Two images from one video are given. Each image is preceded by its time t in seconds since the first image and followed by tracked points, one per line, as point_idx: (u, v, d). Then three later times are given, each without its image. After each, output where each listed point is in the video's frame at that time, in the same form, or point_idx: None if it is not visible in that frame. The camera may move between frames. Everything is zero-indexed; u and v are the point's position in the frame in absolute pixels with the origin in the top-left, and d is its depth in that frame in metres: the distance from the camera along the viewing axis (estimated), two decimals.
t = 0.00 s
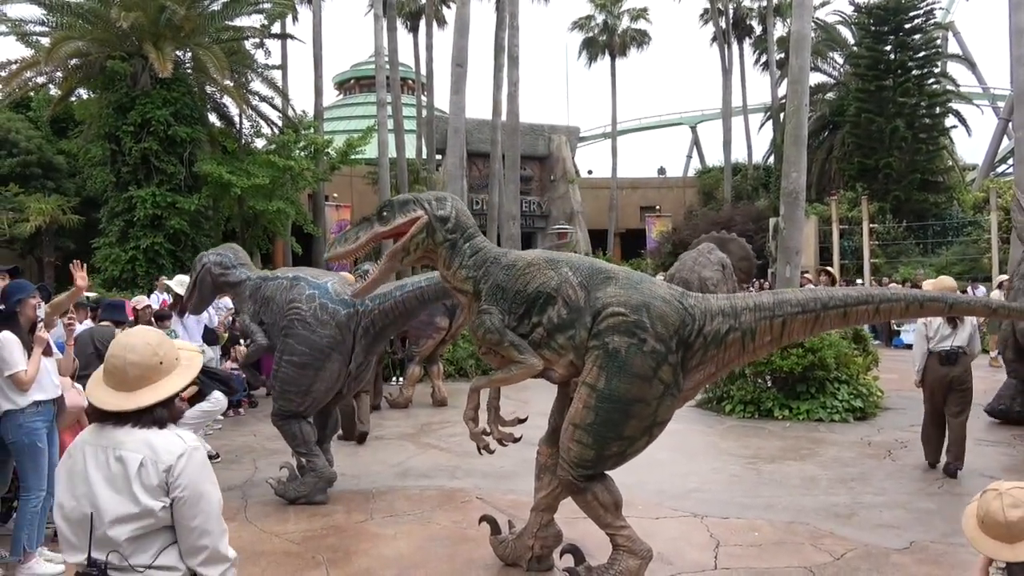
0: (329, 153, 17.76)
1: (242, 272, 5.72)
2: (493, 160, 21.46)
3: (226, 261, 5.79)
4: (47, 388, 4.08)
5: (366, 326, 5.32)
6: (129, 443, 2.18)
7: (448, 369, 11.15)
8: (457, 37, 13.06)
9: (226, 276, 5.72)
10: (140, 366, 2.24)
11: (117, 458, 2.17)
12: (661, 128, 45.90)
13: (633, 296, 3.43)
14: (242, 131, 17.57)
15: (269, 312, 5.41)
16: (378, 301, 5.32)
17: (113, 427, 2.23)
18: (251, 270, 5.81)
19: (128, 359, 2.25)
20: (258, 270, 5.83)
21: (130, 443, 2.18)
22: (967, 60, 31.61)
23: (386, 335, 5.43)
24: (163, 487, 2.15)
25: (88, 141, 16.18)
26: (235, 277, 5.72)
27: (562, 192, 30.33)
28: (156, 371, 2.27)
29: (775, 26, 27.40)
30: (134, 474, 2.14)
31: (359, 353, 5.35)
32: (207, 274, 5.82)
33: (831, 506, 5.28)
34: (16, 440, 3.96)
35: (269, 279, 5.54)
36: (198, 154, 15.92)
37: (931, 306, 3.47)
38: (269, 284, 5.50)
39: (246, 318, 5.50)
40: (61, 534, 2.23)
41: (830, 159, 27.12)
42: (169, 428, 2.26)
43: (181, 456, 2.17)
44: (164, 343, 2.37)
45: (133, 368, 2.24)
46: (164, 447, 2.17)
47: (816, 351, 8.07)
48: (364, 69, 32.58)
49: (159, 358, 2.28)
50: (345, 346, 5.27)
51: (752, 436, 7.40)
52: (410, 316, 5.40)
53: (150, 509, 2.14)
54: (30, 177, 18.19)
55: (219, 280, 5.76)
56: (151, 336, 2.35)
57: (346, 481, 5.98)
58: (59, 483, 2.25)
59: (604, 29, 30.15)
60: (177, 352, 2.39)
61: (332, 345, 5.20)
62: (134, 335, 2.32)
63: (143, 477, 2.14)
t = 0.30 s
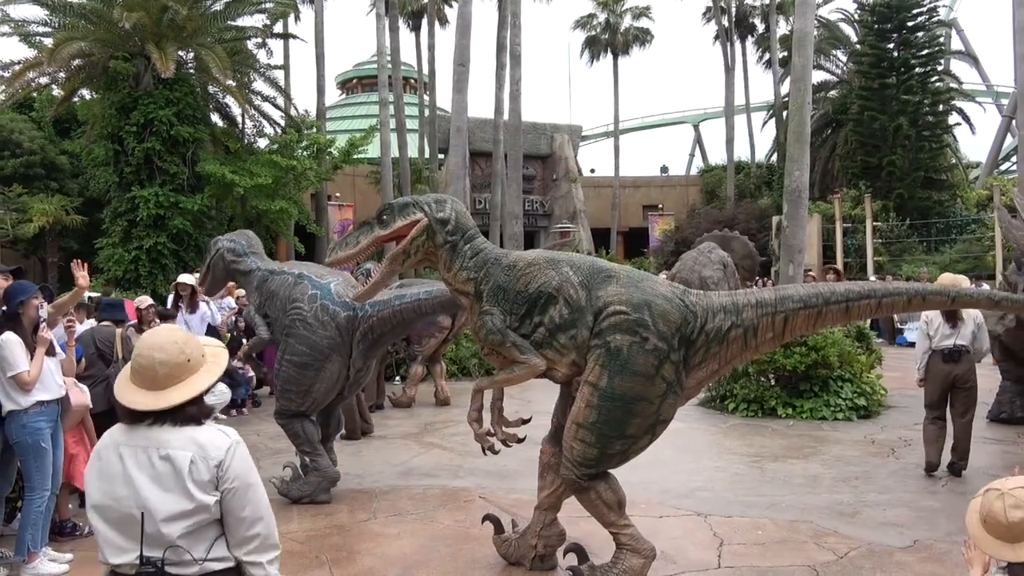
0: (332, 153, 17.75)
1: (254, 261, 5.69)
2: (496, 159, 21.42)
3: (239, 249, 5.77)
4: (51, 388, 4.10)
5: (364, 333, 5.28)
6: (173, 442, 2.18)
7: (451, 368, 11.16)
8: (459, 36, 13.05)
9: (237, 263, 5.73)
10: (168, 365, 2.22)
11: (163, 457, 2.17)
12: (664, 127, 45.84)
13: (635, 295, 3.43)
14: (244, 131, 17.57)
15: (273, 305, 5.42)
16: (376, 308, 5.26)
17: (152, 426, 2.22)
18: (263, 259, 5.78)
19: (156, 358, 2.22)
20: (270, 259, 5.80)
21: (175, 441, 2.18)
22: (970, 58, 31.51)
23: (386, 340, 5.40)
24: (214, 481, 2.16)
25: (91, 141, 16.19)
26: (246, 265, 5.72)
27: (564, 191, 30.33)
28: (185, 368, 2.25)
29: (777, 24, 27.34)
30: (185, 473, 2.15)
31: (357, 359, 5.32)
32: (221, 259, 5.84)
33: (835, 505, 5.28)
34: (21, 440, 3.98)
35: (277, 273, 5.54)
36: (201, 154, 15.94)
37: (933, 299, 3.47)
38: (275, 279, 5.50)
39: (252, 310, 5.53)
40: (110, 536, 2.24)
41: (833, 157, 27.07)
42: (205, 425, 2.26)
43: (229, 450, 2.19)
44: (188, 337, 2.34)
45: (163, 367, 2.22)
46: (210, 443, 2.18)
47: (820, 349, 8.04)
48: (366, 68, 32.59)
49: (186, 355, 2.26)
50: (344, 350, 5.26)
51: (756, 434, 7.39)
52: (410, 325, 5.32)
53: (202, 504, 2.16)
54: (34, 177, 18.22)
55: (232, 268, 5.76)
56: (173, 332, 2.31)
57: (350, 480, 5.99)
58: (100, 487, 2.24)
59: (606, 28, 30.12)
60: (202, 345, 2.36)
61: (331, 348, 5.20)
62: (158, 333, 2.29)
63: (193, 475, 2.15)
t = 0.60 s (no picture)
0: (334, 153, 17.75)
1: (264, 254, 5.70)
2: (498, 158, 21.43)
3: (252, 239, 5.79)
4: (55, 388, 4.10)
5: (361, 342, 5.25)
6: (210, 443, 2.19)
7: (454, 368, 11.17)
8: (461, 36, 13.05)
9: (249, 254, 5.75)
10: (202, 367, 2.24)
11: (200, 459, 2.18)
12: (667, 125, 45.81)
13: (637, 294, 3.42)
14: (247, 131, 17.60)
15: (276, 303, 5.45)
16: (373, 317, 5.24)
17: (186, 428, 2.23)
18: (274, 252, 5.78)
19: (191, 359, 2.24)
20: (281, 253, 5.79)
21: (211, 443, 2.19)
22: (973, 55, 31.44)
23: (384, 350, 5.35)
24: (250, 482, 2.19)
25: (93, 142, 16.21)
26: (258, 258, 5.74)
27: (566, 189, 30.33)
28: (217, 369, 2.27)
29: (779, 22, 27.29)
30: (224, 475, 2.16)
31: (354, 368, 5.30)
32: (234, 249, 5.87)
33: (839, 503, 5.28)
34: (26, 440, 3.98)
35: (283, 271, 5.54)
36: (203, 155, 15.96)
37: (936, 295, 3.48)
38: (280, 277, 5.51)
39: (258, 306, 5.56)
40: (141, 538, 2.22)
41: (836, 155, 27.04)
42: (237, 425, 2.28)
43: (264, 452, 2.22)
44: (216, 338, 2.36)
45: (196, 368, 2.23)
46: (246, 444, 2.20)
47: (823, 347, 8.03)
48: (368, 68, 32.62)
49: (218, 355, 2.28)
50: (341, 357, 5.25)
51: (759, 433, 7.38)
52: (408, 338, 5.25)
53: (238, 505, 2.18)
54: (37, 179, 18.27)
55: (244, 258, 5.78)
56: (204, 334, 2.33)
57: (353, 480, 6.00)
58: (132, 490, 2.22)
59: (607, 27, 30.13)
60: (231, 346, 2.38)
61: (328, 354, 5.20)
62: (187, 336, 2.30)
63: (230, 477, 2.17)
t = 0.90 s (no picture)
0: (335, 153, 17.74)
1: (274, 249, 5.75)
2: (500, 158, 21.40)
3: (265, 232, 5.85)
4: (58, 390, 4.11)
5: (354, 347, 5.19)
6: (225, 445, 2.19)
7: (456, 368, 11.17)
8: (463, 36, 13.05)
9: (261, 248, 5.82)
10: (218, 368, 2.24)
11: (215, 461, 2.17)
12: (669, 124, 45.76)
13: (639, 294, 3.42)
14: (248, 132, 17.63)
15: (278, 301, 5.50)
16: (367, 322, 5.12)
17: (201, 429, 2.22)
18: (284, 247, 5.83)
19: (207, 361, 2.24)
20: (292, 249, 5.85)
21: (226, 446, 2.19)
22: (976, 53, 31.37)
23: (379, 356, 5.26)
24: (263, 486, 2.19)
25: (95, 143, 16.22)
26: (269, 252, 5.79)
27: (568, 189, 30.32)
28: (233, 371, 2.27)
29: (781, 20, 27.23)
30: (239, 477, 2.17)
31: (350, 372, 5.26)
32: (249, 242, 5.94)
33: (843, 501, 5.27)
34: (29, 442, 3.99)
35: (288, 270, 5.57)
36: (205, 156, 15.98)
37: (936, 287, 3.47)
38: (284, 275, 5.55)
39: (264, 302, 5.62)
40: (153, 539, 2.22)
41: (838, 153, 26.98)
42: (250, 428, 2.27)
43: (278, 456, 2.22)
44: (232, 340, 2.36)
45: (212, 370, 2.23)
46: (261, 447, 2.21)
47: (825, 346, 8.02)
48: (369, 69, 32.65)
49: (234, 357, 2.28)
50: (334, 360, 5.22)
51: (762, 432, 7.37)
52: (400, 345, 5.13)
53: (253, 508, 2.18)
54: (39, 181, 18.30)
55: (257, 251, 5.85)
56: (221, 335, 2.33)
57: (356, 480, 6.00)
58: (144, 492, 2.22)
59: (609, 26, 30.09)
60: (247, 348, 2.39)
61: (323, 356, 5.18)
62: (205, 337, 2.30)
63: (246, 479, 2.17)
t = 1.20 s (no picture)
0: (337, 154, 17.75)
1: (283, 246, 5.79)
2: (502, 158, 21.40)
3: (276, 230, 5.89)
4: (60, 391, 4.11)
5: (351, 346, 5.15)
6: (222, 447, 2.19)
7: (458, 368, 11.17)
8: (464, 37, 13.06)
9: (271, 245, 5.86)
10: (215, 370, 2.24)
11: (213, 463, 2.18)
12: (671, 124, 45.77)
13: (640, 291, 3.42)
14: (250, 133, 17.68)
15: (282, 298, 5.53)
16: (364, 322, 5.07)
17: (200, 431, 2.23)
18: (293, 244, 5.87)
19: (204, 361, 2.25)
20: (301, 245, 5.89)
21: (224, 447, 2.19)
22: (978, 53, 31.35)
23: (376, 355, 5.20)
24: (261, 489, 2.19)
25: (98, 144, 16.24)
26: (278, 249, 5.83)
27: (570, 189, 30.33)
28: (231, 372, 2.28)
29: (782, 20, 27.20)
30: (236, 480, 2.17)
31: (349, 371, 5.24)
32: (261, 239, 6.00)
33: (845, 501, 5.27)
34: (31, 443, 4.00)
35: (293, 267, 5.61)
36: (207, 157, 16.01)
37: (939, 291, 3.47)
38: (289, 272, 5.59)
39: (270, 299, 5.67)
40: (153, 539, 2.22)
41: (840, 153, 26.95)
42: (249, 430, 2.27)
43: (276, 458, 2.22)
44: (231, 341, 2.37)
45: (209, 371, 2.24)
46: (259, 450, 2.20)
47: (828, 346, 8.01)
48: (371, 70, 32.70)
49: (232, 359, 2.29)
50: (333, 358, 5.21)
51: (764, 432, 7.37)
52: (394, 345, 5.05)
53: (250, 510, 2.18)
54: (42, 182, 18.35)
55: (267, 248, 5.91)
56: (220, 338, 2.34)
57: (358, 481, 6.01)
58: (144, 492, 2.23)
59: (610, 26, 30.09)
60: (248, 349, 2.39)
61: (321, 354, 5.19)
62: (205, 339, 2.31)
63: (242, 481, 2.17)
